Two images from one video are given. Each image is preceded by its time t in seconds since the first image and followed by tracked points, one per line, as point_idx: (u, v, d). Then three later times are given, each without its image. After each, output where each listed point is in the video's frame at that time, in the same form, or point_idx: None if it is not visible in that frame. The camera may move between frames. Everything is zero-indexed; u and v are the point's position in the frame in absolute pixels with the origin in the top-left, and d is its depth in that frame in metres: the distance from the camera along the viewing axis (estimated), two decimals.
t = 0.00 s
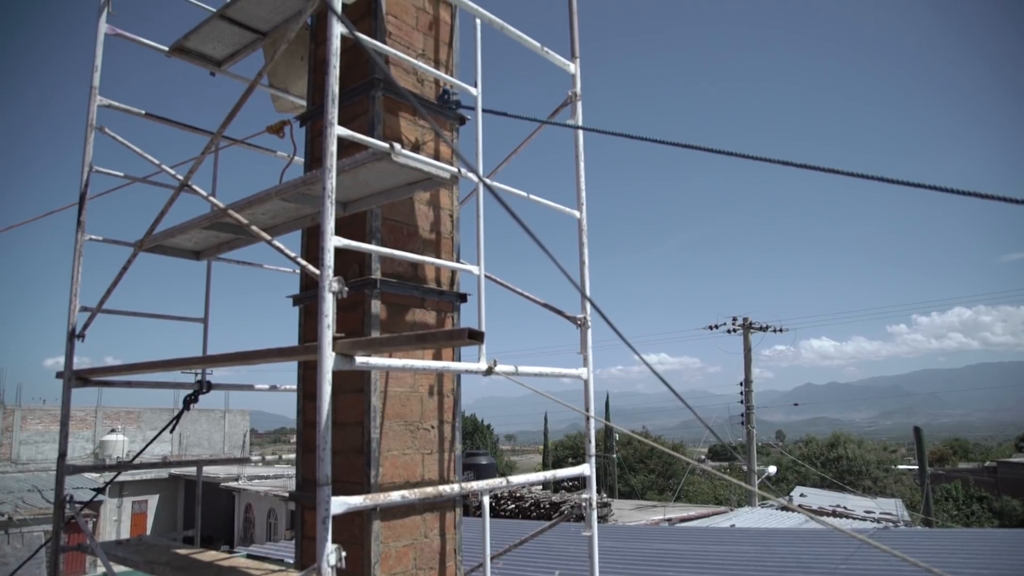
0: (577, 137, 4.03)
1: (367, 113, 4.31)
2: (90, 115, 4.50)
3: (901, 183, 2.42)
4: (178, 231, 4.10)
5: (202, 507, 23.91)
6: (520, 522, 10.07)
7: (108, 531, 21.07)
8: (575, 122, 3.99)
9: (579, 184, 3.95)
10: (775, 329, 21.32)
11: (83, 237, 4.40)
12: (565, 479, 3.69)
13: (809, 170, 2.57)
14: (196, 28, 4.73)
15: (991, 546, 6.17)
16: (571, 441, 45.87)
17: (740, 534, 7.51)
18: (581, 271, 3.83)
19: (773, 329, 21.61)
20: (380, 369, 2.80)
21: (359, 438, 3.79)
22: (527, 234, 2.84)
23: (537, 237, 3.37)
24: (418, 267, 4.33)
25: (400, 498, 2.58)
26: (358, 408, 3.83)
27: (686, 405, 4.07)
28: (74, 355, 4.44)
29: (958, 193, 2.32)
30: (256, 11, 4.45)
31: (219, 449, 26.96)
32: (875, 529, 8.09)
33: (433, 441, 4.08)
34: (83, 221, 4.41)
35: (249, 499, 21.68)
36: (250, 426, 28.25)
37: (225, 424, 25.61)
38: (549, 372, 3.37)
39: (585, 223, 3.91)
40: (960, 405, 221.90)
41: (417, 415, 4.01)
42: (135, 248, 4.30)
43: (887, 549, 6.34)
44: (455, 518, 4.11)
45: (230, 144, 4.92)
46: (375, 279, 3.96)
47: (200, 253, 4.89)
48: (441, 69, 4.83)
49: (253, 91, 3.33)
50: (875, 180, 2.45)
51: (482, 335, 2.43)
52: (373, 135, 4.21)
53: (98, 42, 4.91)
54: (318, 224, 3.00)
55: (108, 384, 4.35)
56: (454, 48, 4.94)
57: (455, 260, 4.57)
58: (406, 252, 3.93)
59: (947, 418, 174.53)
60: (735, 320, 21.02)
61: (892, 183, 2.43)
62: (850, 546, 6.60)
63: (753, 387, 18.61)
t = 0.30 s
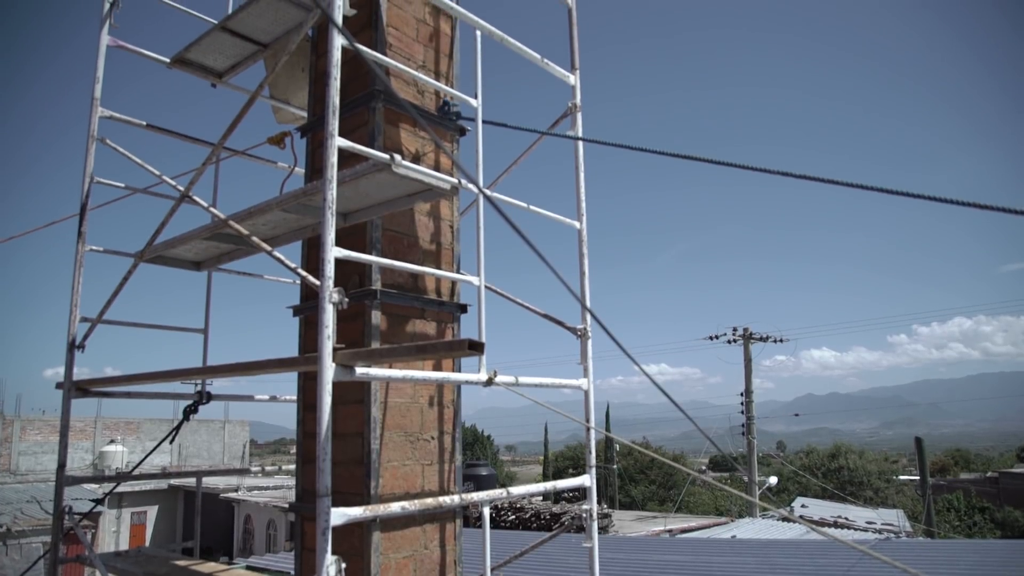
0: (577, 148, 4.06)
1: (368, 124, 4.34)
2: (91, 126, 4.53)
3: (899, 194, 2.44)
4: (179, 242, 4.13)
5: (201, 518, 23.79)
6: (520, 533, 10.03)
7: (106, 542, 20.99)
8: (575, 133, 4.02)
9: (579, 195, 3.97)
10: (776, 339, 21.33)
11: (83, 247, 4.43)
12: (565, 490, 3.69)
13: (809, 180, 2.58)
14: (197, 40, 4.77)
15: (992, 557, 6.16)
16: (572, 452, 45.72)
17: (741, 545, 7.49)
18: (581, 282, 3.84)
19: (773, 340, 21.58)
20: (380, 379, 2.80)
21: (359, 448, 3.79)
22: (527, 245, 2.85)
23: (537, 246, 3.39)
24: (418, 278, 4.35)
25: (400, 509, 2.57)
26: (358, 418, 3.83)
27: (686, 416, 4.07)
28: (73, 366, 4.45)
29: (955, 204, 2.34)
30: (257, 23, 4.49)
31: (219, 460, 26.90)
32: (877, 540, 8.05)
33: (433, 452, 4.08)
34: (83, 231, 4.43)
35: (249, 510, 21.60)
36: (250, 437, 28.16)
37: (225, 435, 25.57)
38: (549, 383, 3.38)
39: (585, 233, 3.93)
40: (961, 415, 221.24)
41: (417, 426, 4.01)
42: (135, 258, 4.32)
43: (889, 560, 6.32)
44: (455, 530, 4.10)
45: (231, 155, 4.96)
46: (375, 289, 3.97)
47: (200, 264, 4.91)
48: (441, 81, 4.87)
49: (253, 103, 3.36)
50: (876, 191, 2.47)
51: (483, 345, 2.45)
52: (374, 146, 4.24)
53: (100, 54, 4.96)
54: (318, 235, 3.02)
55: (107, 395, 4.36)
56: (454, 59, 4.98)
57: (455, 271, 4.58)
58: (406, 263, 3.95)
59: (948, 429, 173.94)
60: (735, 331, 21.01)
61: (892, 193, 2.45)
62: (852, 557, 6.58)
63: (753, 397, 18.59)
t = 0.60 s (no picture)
0: (577, 155, 4.07)
1: (368, 131, 4.36)
2: (92, 134, 4.55)
3: (899, 202, 2.45)
4: (179, 249, 4.14)
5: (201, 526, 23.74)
6: (521, 541, 9.99)
7: (105, 550, 20.93)
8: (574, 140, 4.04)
9: (579, 203, 3.98)
10: (776, 346, 21.31)
11: (84, 255, 4.44)
12: (565, 497, 3.68)
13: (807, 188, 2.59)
14: (198, 48, 4.80)
15: (993, 565, 6.14)
16: (573, 459, 45.61)
17: (741, 552, 7.47)
18: (581, 289, 3.85)
19: (773, 347, 21.56)
20: (379, 387, 2.80)
21: (359, 456, 3.79)
22: (527, 254, 2.85)
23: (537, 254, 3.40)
24: (418, 285, 4.36)
25: (400, 517, 2.57)
26: (358, 425, 3.83)
27: (686, 424, 4.06)
28: (73, 373, 4.46)
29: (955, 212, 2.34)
30: (258, 31, 4.52)
31: (218, 467, 26.84)
32: (877, 547, 8.04)
33: (433, 459, 4.08)
34: (84, 239, 4.45)
35: (248, 517, 21.53)
36: (250, 444, 28.08)
37: (224, 442, 25.52)
38: (549, 390, 3.38)
39: (585, 241, 3.94)
40: (962, 422, 220.79)
41: (417, 434, 4.01)
42: (136, 265, 4.34)
43: (890, 568, 6.30)
44: (455, 537, 4.10)
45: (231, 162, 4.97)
46: (376, 297, 3.97)
47: (200, 271, 4.92)
48: (441, 88, 4.89)
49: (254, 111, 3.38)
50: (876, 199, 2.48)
51: (483, 353, 2.45)
52: (374, 153, 4.26)
53: (101, 62, 4.98)
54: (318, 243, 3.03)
55: (107, 402, 4.36)
56: (454, 67, 5.01)
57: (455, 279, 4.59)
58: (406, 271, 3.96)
59: (949, 436, 173.51)
60: (735, 337, 21.01)
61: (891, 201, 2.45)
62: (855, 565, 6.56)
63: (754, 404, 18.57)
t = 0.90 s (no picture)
0: (577, 163, 4.09)
1: (368, 140, 4.38)
2: (93, 142, 4.57)
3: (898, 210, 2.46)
4: (179, 257, 4.15)
5: (200, 534, 23.66)
6: (521, 549, 9.95)
7: (104, 558, 20.84)
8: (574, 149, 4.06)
9: (579, 211, 4.00)
10: (776, 353, 21.33)
11: (84, 262, 4.45)
12: (565, 506, 3.67)
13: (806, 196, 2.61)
14: (200, 56, 4.82)
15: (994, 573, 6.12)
16: (573, 467, 45.46)
17: (742, 561, 7.45)
18: (581, 298, 3.86)
19: (773, 354, 21.56)
20: (379, 395, 2.80)
21: (359, 464, 3.79)
22: (527, 263, 2.86)
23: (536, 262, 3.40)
24: (418, 293, 4.36)
25: (400, 525, 2.57)
26: (358, 433, 3.83)
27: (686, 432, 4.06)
28: (73, 381, 4.46)
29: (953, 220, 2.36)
30: (259, 40, 4.54)
31: (218, 475, 26.77)
32: (878, 556, 8.02)
33: (433, 467, 4.08)
34: (84, 247, 4.46)
35: (248, 525, 21.46)
36: (249, 452, 28.00)
37: (224, 450, 25.48)
38: (549, 399, 3.38)
39: (585, 248, 3.96)
40: (963, 429, 220.30)
41: (417, 442, 4.01)
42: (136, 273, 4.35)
43: None
44: (455, 546, 4.09)
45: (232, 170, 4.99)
46: (376, 305, 3.98)
47: (200, 279, 4.93)
48: (441, 97, 4.92)
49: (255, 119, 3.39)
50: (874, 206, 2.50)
51: (483, 361, 2.45)
52: (374, 162, 4.28)
53: (103, 70, 5.01)
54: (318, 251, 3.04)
55: (107, 410, 4.36)
56: (454, 75, 5.04)
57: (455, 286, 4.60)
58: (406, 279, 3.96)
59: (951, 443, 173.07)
60: (736, 344, 21.00)
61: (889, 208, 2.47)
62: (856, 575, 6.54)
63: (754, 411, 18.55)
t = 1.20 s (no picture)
0: (576, 171, 4.11)
1: (368, 147, 4.40)
2: (93, 149, 4.59)
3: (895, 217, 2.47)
4: (180, 264, 4.16)
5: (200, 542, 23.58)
6: (521, 556, 9.92)
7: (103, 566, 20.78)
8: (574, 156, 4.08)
9: (578, 218, 4.01)
10: (776, 360, 21.31)
11: (84, 269, 4.46)
12: (566, 513, 3.67)
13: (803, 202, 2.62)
14: (201, 64, 4.85)
15: None
16: (573, 474, 45.33)
17: (742, 568, 7.42)
18: (581, 305, 3.87)
19: (773, 361, 21.53)
20: (379, 402, 2.79)
21: (359, 471, 3.78)
22: (527, 269, 2.87)
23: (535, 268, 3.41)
24: (418, 300, 4.37)
25: (400, 533, 2.57)
26: (358, 441, 3.83)
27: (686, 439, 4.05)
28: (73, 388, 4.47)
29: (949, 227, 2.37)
30: (259, 48, 4.57)
31: (217, 482, 26.72)
32: (879, 563, 7.99)
33: (434, 475, 4.07)
34: (84, 254, 4.47)
35: (247, 533, 21.39)
36: (249, 459, 27.94)
37: (223, 457, 25.44)
38: (549, 406, 3.38)
39: (585, 255, 3.97)
40: (965, 436, 219.83)
41: (417, 449, 4.01)
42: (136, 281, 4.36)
43: None
44: (455, 553, 4.08)
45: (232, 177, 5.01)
46: (376, 312, 3.99)
47: (200, 286, 4.94)
48: (441, 104, 4.94)
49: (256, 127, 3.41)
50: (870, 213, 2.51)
51: (482, 368, 2.46)
52: (375, 169, 4.30)
53: (104, 77, 5.04)
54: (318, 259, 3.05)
55: (106, 417, 4.37)
56: (454, 83, 5.07)
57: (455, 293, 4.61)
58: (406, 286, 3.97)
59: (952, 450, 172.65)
60: (736, 351, 20.98)
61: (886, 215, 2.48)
62: None
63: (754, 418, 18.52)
